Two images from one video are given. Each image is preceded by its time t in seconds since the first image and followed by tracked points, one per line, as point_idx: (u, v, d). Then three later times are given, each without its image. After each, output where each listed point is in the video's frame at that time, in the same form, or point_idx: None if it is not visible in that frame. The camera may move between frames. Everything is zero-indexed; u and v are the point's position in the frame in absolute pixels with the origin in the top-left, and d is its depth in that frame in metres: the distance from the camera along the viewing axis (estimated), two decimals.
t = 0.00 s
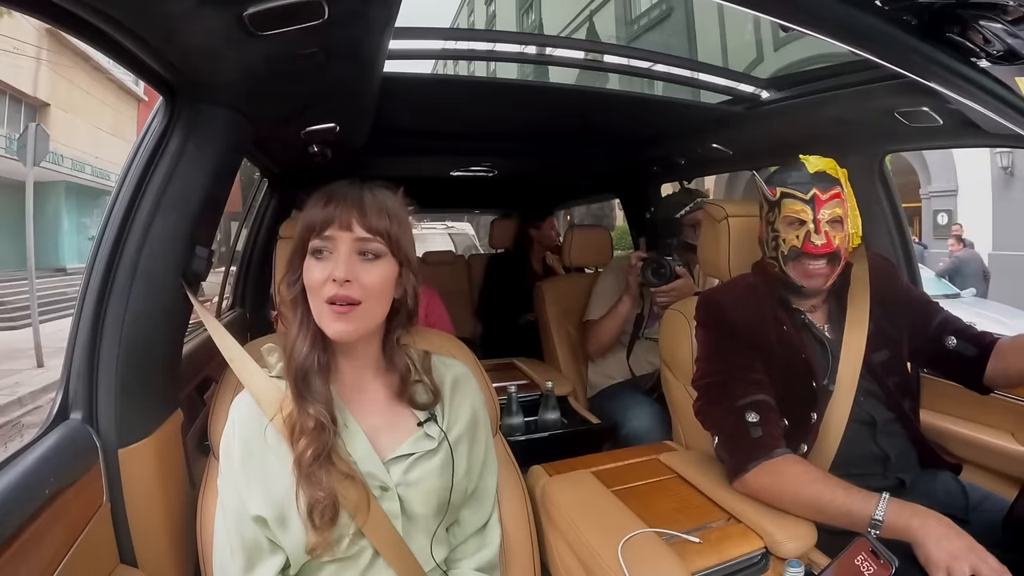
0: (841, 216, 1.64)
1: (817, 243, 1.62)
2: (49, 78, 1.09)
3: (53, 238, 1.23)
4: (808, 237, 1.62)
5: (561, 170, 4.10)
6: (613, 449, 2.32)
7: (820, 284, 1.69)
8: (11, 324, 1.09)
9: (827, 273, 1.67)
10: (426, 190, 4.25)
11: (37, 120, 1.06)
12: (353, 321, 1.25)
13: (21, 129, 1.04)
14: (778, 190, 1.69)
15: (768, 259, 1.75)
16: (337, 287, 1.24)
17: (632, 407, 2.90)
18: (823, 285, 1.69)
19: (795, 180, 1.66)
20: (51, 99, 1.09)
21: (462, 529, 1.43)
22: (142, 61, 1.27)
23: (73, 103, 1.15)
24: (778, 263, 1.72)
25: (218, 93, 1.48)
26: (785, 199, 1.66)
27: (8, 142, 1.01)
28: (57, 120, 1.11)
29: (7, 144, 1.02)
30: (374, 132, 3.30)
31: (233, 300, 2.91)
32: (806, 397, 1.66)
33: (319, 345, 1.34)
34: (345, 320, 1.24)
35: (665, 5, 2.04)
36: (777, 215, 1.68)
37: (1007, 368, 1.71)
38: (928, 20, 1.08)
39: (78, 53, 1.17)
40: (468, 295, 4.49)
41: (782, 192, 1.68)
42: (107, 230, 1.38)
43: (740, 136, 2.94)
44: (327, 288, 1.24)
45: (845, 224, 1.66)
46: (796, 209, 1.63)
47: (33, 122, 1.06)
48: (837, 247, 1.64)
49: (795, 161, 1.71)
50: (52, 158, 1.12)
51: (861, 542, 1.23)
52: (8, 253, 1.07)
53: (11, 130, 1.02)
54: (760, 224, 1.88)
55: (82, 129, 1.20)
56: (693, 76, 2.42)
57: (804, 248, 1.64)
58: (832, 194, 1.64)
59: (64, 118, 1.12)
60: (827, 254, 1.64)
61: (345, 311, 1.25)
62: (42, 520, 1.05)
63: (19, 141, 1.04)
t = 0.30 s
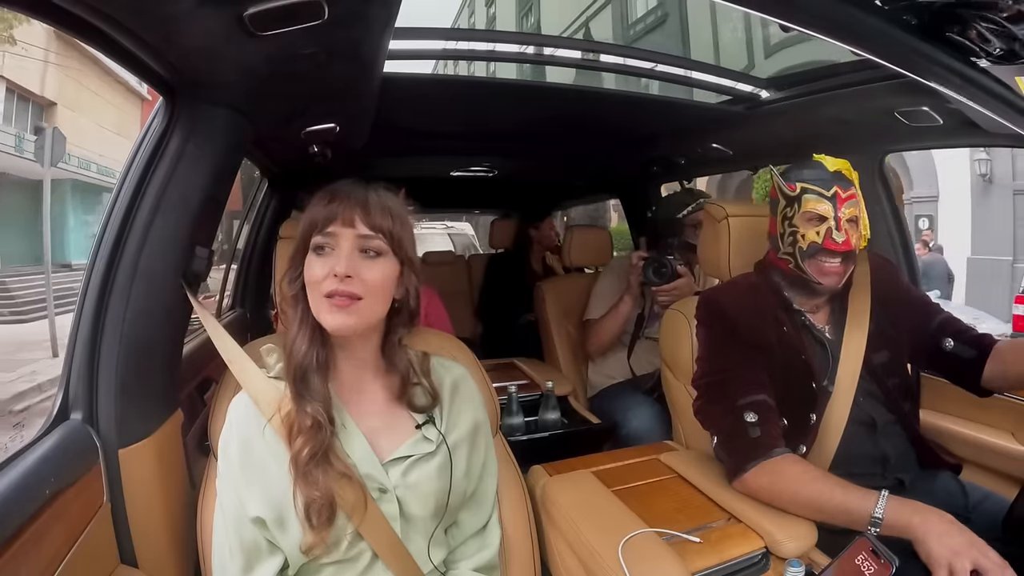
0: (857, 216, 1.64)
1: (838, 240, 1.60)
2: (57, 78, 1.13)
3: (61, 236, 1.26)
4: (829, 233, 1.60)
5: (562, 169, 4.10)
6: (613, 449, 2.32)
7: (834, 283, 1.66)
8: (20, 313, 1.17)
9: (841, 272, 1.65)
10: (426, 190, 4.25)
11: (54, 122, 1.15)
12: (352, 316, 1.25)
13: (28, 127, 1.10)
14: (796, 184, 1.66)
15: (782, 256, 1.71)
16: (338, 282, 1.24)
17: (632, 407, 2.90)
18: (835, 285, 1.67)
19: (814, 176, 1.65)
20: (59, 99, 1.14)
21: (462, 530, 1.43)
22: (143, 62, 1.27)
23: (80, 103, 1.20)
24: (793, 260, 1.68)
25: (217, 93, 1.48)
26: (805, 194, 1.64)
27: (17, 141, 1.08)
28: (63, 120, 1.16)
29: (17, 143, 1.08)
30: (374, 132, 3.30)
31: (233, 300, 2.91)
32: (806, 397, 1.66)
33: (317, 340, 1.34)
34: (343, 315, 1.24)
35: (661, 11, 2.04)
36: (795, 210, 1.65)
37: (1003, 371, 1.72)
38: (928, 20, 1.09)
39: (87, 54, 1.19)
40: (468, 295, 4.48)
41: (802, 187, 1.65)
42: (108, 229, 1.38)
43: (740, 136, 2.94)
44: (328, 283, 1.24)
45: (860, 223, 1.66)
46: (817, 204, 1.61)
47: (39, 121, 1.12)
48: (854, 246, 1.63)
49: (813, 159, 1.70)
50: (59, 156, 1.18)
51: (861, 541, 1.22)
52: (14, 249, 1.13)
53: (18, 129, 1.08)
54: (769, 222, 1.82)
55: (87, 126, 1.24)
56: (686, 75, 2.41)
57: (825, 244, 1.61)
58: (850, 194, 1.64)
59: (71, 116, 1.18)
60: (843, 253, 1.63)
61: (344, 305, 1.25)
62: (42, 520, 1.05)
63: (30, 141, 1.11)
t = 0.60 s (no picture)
0: (864, 217, 1.63)
1: (844, 239, 1.60)
2: (60, 81, 1.13)
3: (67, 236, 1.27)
4: (835, 232, 1.60)
5: (561, 169, 4.10)
6: (614, 449, 2.32)
7: (840, 283, 1.65)
8: (29, 311, 1.18)
9: (847, 273, 1.64)
10: (426, 191, 4.26)
11: (65, 129, 1.17)
12: (319, 320, 1.24)
13: (33, 130, 1.11)
14: (803, 184, 1.66)
15: (787, 255, 1.70)
16: (302, 287, 1.24)
17: (632, 407, 2.90)
18: (841, 285, 1.66)
19: (821, 175, 1.65)
20: (61, 101, 1.15)
21: (462, 530, 1.43)
22: (143, 62, 1.27)
23: (80, 105, 1.20)
24: (799, 259, 1.67)
25: (218, 93, 1.48)
26: (811, 194, 1.63)
27: (23, 143, 1.09)
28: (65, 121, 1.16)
29: (23, 145, 1.09)
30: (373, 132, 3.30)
31: (233, 300, 2.91)
32: (812, 397, 1.66)
33: (307, 344, 1.34)
34: (309, 322, 1.24)
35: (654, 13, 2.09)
36: (802, 208, 1.65)
37: (1001, 375, 1.73)
38: (928, 20, 1.08)
39: (86, 56, 1.19)
40: (468, 295, 4.48)
41: (810, 185, 1.65)
42: (108, 229, 1.38)
43: (740, 136, 2.94)
44: (293, 290, 1.24)
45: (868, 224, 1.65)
46: (824, 203, 1.61)
47: (43, 123, 1.12)
48: (861, 246, 1.62)
49: (820, 158, 1.70)
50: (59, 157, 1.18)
51: (861, 541, 1.23)
52: (21, 248, 1.14)
53: (25, 132, 1.09)
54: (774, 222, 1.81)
55: (87, 126, 1.24)
56: (676, 72, 2.39)
57: (831, 243, 1.60)
58: (857, 194, 1.63)
59: (72, 117, 1.18)
60: (850, 253, 1.62)
61: (313, 312, 1.24)
62: (42, 519, 1.05)
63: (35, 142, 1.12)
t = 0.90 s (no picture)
0: (865, 216, 1.62)
1: (843, 239, 1.59)
2: (64, 85, 1.13)
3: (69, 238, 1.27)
4: (835, 232, 1.59)
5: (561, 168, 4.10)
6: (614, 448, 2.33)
7: (840, 283, 1.64)
8: (36, 308, 1.19)
9: (847, 273, 1.63)
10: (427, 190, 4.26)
11: (75, 135, 1.19)
12: (300, 328, 1.23)
13: (37, 133, 1.11)
14: (804, 183, 1.66)
15: (788, 255, 1.70)
16: (280, 297, 1.22)
17: (632, 406, 2.90)
18: (842, 285, 1.65)
19: (822, 175, 1.64)
20: (65, 105, 1.14)
21: (462, 528, 1.43)
22: (144, 61, 1.27)
23: (82, 107, 1.20)
24: (799, 259, 1.67)
25: (217, 92, 1.47)
26: (812, 193, 1.62)
27: (28, 146, 1.08)
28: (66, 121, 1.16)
29: (29, 149, 1.09)
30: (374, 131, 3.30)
31: (233, 299, 2.91)
32: (812, 397, 1.66)
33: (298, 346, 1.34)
34: (292, 330, 1.23)
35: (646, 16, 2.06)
36: (802, 208, 1.64)
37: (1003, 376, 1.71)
38: (928, 19, 1.10)
39: (88, 58, 1.19)
40: (468, 295, 4.46)
41: (811, 184, 1.64)
42: (108, 229, 1.38)
43: (740, 136, 2.94)
44: (274, 300, 1.23)
45: (870, 223, 1.63)
46: (824, 203, 1.60)
47: (47, 126, 1.13)
48: (861, 246, 1.61)
49: (823, 157, 1.68)
50: (62, 157, 1.18)
51: (862, 541, 1.23)
52: (25, 249, 1.13)
53: (30, 135, 1.09)
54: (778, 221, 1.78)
55: (90, 129, 1.25)
56: (666, 69, 2.39)
57: (831, 243, 1.60)
58: (859, 193, 1.61)
59: (75, 119, 1.18)
60: (850, 253, 1.61)
61: (295, 320, 1.23)
62: (42, 519, 1.05)
63: (42, 147, 1.13)
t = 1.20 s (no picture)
0: (851, 196, 1.63)
1: (827, 219, 1.61)
2: (69, 86, 1.13)
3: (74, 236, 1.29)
4: (819, 213, 1.61)
5: (563, 157, 4.08)
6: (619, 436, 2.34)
7: (829, 263, 1.66)
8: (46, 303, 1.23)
9: (836, 252, 1.65)
10: (428, 182, 4.25)
11: (91, 137, 1.24)
12: (310, 321, 1.23)
13: (44, 133, 1.10)
14: (787, 168, 1.68)
15: (778, 239, 1.73)
16: (287, 291, 1.22)
17: (636, 394, 2.90)
18: (830, 264, 1.67)
19: (806, 160, 1.66)
20: (69, 104, 1.15)
21: (468, 522, 1.43)
22: (144, 58, 1.26)
23: (88, 108, 1.21)
24: (787, 242, 1.70)
25: (217, 87, 1.45)
26: (795, 176, 1.65)
27: (37, 146, 1.08)
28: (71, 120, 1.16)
29: (37, 148, 1.08)
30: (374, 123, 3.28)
31: (235, 294, 2.91)
32: (813, 382, 1.66)
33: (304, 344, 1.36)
34: (301, 325, 1.23)
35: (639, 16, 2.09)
36: (787, 192, 1.67)
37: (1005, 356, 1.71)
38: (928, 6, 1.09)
39: (93, 60, 1.20)
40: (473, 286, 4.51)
41: (794, 169, 1.66)
42: (110, 227, 1.38)
43: (743, 122, 2.92)
44: (281, 295, 1.23)
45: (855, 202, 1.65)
46: (807, 184, 1.63)
47: (53, 127, 1.13)
48: (846, 226, 1.63)
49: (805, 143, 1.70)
50: (65, 159, 1.18)
51: (867, 527, 1.23)
52: (31, 246, 1.14)
53: (37, 134, 1.08)
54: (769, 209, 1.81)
55: (95, 129, 1.25)
56: (659, 55, 2.34)
57: (815, 224, 1.62)
58: (842, 174, 1.63)
59: (80, 118, 1.19)
60: (836, 232, 1.63)
61: (303, 314, 1.23)
62: (49, 517, 1.06)
63: (53, 151, 1.13)
